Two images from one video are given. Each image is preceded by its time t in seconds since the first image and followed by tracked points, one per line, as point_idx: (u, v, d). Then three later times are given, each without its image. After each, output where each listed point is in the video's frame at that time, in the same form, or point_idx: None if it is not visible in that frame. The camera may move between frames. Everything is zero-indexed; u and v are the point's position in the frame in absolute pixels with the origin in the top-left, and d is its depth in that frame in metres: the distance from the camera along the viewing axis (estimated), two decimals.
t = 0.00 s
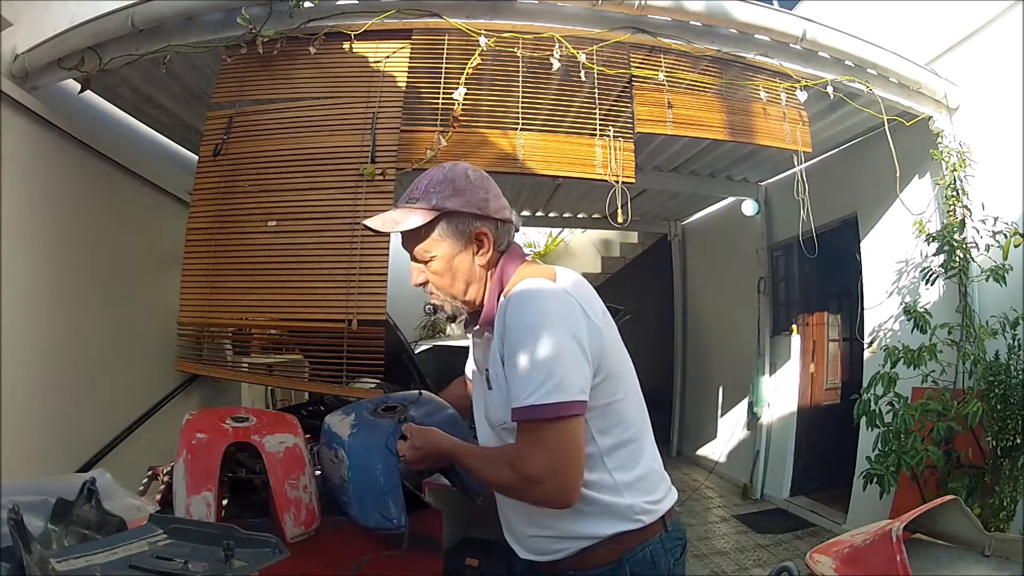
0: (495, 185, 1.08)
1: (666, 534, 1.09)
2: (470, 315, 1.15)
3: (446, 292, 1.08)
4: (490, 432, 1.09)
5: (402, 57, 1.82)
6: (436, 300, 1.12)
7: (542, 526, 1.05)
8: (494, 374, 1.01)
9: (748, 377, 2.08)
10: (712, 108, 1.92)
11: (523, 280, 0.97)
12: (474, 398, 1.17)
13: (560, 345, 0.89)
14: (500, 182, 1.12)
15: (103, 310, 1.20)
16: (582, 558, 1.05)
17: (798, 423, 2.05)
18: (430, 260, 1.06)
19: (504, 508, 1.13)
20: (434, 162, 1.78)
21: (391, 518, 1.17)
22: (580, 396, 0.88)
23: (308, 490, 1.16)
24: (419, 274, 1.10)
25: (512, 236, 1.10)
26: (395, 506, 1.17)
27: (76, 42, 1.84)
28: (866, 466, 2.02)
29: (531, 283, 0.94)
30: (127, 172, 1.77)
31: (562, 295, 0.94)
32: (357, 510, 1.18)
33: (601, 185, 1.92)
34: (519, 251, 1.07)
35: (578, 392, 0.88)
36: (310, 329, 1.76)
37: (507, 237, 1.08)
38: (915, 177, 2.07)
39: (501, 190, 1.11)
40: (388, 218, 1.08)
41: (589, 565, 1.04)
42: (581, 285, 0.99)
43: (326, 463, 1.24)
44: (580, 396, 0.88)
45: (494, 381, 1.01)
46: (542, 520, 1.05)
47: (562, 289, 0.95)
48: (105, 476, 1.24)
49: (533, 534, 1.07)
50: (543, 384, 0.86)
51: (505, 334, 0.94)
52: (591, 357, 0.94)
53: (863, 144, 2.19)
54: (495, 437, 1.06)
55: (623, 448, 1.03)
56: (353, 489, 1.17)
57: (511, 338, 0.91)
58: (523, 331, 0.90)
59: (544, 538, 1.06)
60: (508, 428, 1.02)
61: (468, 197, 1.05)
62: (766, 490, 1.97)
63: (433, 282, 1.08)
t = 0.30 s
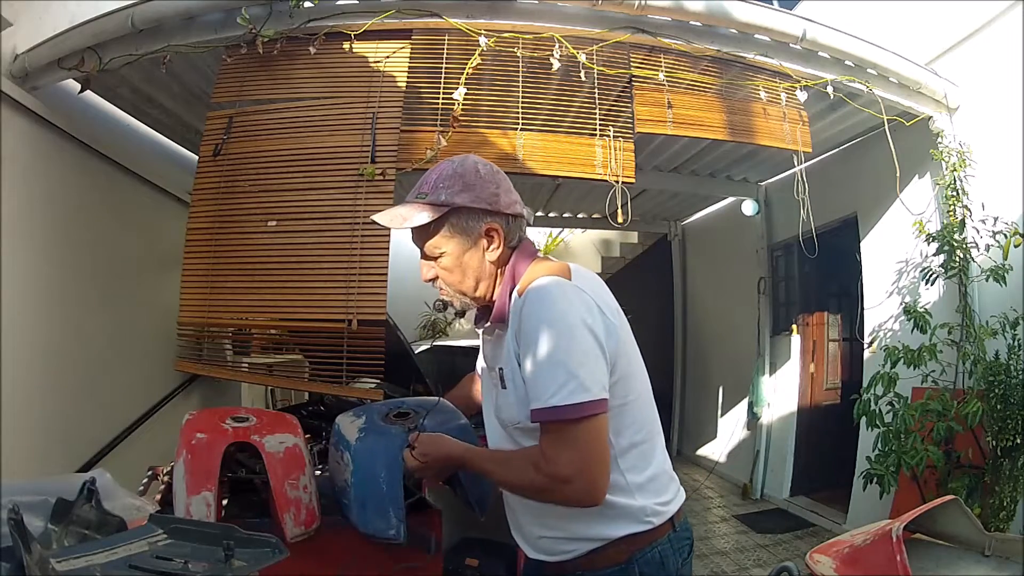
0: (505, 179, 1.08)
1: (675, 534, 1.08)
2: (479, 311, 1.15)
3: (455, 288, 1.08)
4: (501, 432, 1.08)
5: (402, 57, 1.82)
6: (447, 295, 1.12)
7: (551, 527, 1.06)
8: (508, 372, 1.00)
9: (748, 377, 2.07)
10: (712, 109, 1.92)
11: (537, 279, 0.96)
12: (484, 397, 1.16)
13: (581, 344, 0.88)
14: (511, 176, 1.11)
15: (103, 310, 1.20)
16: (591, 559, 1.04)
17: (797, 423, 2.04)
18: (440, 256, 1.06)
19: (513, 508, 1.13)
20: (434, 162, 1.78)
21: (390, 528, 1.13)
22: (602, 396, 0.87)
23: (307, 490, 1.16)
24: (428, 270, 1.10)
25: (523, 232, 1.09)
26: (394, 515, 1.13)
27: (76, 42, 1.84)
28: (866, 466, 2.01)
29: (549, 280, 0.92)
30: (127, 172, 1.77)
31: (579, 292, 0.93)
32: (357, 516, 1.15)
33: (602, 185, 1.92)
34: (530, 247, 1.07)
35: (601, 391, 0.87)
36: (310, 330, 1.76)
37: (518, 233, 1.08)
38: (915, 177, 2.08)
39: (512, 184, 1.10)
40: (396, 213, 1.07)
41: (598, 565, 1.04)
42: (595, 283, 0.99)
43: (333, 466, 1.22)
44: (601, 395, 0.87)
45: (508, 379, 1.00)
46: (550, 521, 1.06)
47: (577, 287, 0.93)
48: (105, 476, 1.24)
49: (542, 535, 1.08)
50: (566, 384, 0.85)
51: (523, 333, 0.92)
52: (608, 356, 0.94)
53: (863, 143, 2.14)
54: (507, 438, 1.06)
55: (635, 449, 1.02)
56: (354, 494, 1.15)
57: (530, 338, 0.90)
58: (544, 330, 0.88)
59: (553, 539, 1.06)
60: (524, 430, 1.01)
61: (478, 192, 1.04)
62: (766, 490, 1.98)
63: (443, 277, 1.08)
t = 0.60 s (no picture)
0: (514, 177, 1.07)
1: (679, 534, 1.08)
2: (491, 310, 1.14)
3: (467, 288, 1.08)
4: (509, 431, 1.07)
5: (402, 57, 1.82)
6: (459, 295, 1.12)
7: (556, 524, 1.04)
8: (520, 371, 1.00)
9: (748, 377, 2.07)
10: (712, 109, 1.92)
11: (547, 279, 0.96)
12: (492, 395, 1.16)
13: (598, 340, 0.88)
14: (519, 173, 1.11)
15: (104, 310, 1.20)
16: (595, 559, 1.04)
17: (798, 423, 2.04)
18: (450, 256, 1.06)
19: (518, 505, 1.11)
20: (435, 162, 1.78)
21: (387, 535, 1.11)
22: (619, 393, 0.87)
23: (308, 490, 1.16)
24: (439, 270, 1.10)
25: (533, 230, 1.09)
26: (391, 522, 1.11)
27: (77, 42, 1.84)
28: (866, 466, 2.02)
29: (563, 278, 0.92)
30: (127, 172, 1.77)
31: (591, 289, 0.93)
32: (354, 522, 1.14)
33: (602, 185, 1.92)
34: (540, 245, 1.06)
35: (618, 386, 0.87)
36: (310, 330, 1.77)
37: (528, 231, 1.07)
38: (914, 177, 2.08)
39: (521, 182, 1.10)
40: (406, 215, 1.08)
41: (603, 566, 1.04)
42: (606, 282, 0.99)
43: (336, 470, 1.22)
44: (619, 390, 0.87)
45: (518, 377, 1.00)
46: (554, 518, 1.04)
47: (589, 284, 0.94)
48: (105, 476, 1.24)
49: (548, 533, 1.06)
50: (585, 381, 0.85)
51: (538, 330, 0.92)
52: (620, 354, 0.94)
53: (863, 144, 2.13)
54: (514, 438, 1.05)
55: (643, 450, 1.02)
56: (353, 500, 1.13)
57: (546, 336, 0.89)
58: (560, 327, 0.88)
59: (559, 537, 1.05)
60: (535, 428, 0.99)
61: (486, 190, 1.04)
62: (766, 490, 1.98)
63: (454, 276, 1.08)
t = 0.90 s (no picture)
0: (535, 171, 1.07)
1: (683, 537, 1.08)
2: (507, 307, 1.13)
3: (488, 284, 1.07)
4: (524, 430, 1.07)
5: (402, 57, 1.82)
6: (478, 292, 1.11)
7: (565, 525, 1.03)
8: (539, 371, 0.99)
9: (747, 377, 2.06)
10: (712, 109, 1.92)
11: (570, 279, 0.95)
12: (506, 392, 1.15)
13: (622, 342, 0.87)
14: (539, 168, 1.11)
15: (104, 310, 1.20)
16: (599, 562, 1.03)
17: (798, 423, 2.04)
18: (471, 250, 1.05)
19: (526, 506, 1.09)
20: (434, 162, 1.78)
21: (383, 555, 1.05)
22: (644, 395, 0.87)
23: (307, 490, 1.16)
24: (459, 266, 1.08)
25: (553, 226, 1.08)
26: (388, 540, 1.05)
27: (77, 42, 1.84)
28: (867, 466, 2.02)
29: (588, 278, 0.91)
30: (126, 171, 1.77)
31: (613, 290, 0.93)
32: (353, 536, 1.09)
33: (602, 185, 1.92)
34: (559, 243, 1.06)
35: (643, 387, 0.87)
36: (310, 329, 1.77)
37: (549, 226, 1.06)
38: (915, 177, 2.08)
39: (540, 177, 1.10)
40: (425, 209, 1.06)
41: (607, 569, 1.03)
42: (624, 282, 0.99)
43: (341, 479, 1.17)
44: (643, 391, 0.87)
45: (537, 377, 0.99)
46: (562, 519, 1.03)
47: (611, 285, 0.94)
48: (105, 475, 1.23)
49: (555, 534, 1.04)
50: (611, 382, 0.84)
51: (560, 331, 0.91)
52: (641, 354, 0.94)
53: (863, 144, 2.12)
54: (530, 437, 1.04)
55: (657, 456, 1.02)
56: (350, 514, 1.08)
57: (571, 337, 0.88)
58: (584, 328, 0.87)
59: (566, 538, 1.03)
60: (554, 429, 0.98)
61: (509, 183, 1.03)
62: (766, 490, 1.97)
63: (474, 271, 1.06)
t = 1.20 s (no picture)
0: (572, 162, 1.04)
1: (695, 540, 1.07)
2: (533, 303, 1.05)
3: (528, 271, 0.98)
4: (548, 430, 1.03)
5: (402, 57, 1.82)
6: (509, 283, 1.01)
7: (583, 528, 1.01)
8: (574, 369, 0.95)
9: (746, 377, 2.10)
10: (712, 109, 1.92)
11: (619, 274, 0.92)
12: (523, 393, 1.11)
13: (673, 337, 0.86)
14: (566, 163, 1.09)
15: (104, 310, 1.20)
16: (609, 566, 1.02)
17: (797, 422, 2.06)
18: (517, 231, 0.96)
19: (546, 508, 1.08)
20: (434, 162, 1.79)
21: (395, 558, 0.94)
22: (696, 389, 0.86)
23: (308, 490, 1.15)
24: (495, 251, 0.98)
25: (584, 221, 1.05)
26: (402, 543, 0.94)
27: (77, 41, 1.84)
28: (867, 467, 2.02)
29: (633, 274, 0.90)
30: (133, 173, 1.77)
31: (656, 287, 0.92)
32: (360, 539, 0.97)
33: (602, 185, 1.92)
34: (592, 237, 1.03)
35: (694, 382, 0.86)
36: (309, 329, 1.77)
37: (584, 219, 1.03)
38: (915, 177, 2.07)
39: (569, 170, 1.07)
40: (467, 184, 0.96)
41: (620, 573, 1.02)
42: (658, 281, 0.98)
43: (347, 475, 1.07)
44: (696, 387, 0.86)
45: (572, 374, 0.95)
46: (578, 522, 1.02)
47: (654, 282, 0.93)
48: (105, 475, 1.23)
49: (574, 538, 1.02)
50: (667, 375, 0.83)
51: (606, 326, 0.89)
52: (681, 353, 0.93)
53: (862, 144, 2.15)
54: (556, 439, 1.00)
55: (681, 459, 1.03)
56: (360, 512, 0.97)
57: (622, 331, 0.86)
58: (636, 322, 0.85)
59: (583, 543, 1.01)
60: (588, 429, 0.95)
61: (558, 167, 0.98)
62: (766, 490, 1.97)
63: (516, 256, 0.97)
